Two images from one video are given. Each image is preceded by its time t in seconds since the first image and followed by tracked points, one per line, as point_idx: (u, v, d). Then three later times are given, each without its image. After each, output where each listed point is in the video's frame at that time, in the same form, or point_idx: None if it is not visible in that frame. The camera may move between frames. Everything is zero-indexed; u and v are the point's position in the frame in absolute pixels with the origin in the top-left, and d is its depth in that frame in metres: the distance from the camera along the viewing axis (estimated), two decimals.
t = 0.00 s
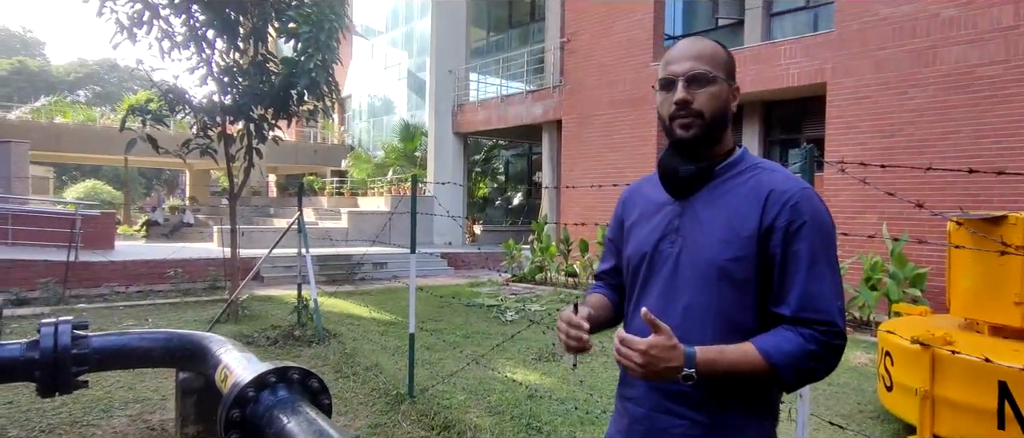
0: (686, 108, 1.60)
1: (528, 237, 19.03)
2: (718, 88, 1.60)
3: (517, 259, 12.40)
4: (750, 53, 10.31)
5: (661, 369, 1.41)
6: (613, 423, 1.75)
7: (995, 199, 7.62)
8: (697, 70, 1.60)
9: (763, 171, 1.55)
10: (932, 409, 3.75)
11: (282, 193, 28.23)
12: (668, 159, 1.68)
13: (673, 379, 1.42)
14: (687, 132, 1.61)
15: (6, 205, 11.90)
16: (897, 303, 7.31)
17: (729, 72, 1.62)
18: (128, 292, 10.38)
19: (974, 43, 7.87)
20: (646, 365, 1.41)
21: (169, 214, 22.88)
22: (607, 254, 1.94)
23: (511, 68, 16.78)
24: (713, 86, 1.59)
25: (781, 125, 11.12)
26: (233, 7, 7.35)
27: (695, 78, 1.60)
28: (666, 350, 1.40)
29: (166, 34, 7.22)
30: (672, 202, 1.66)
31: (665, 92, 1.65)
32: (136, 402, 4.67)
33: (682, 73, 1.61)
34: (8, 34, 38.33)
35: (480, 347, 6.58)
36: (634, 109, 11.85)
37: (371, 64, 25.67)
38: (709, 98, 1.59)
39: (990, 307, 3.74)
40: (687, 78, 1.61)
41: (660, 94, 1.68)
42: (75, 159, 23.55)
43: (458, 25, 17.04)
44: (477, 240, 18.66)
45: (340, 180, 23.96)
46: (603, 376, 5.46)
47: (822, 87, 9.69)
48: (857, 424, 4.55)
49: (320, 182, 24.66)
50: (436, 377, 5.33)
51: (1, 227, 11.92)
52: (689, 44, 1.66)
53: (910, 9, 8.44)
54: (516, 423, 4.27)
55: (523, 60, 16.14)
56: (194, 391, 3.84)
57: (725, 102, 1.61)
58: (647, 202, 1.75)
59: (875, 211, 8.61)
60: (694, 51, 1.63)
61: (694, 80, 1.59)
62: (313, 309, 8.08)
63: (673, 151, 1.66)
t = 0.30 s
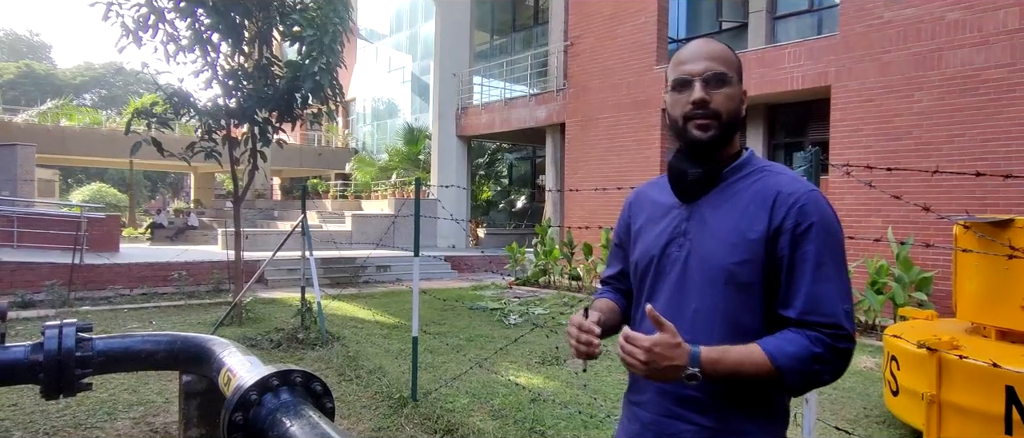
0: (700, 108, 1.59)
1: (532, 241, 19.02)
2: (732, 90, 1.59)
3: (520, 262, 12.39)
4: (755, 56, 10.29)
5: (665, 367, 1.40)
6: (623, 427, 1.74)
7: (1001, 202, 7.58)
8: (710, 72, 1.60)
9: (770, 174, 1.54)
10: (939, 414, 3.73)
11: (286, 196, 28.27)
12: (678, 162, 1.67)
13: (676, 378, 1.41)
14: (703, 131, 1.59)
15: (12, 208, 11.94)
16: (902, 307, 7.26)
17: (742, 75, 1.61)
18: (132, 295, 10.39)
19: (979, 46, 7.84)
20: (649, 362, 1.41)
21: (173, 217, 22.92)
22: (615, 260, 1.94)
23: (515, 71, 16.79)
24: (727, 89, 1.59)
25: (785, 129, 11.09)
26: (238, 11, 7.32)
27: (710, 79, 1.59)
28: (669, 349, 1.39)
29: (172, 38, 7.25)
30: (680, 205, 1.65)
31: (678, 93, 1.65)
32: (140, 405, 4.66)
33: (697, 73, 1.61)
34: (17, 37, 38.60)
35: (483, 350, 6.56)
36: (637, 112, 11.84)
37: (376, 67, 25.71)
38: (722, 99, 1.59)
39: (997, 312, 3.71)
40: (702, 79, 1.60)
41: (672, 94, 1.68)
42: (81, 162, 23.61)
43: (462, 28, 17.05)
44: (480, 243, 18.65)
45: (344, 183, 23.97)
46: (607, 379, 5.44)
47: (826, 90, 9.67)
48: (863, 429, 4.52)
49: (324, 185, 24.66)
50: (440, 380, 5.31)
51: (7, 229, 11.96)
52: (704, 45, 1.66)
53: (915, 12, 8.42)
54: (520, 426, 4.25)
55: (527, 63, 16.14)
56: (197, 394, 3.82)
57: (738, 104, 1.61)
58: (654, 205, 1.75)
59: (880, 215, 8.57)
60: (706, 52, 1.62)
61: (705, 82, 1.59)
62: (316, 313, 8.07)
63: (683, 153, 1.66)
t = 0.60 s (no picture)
0: (706, 114, 1.58)
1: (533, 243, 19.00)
2: (736, 95, 1.60)
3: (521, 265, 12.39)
4: (756, 59, 10.29)
5: (688, 385, 1.41)
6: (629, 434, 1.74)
7: (1003, 205, 7.57)
8: (715, 77, 1.59)
9: (778, 178, 1.55)
10: (942, 417, 3.72)
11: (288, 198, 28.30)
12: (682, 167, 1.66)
13: (698, 392, 1.42)
14: (708, 138, 1.60)
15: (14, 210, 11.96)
16: (904, 310, 7.25)
17: (744, 78, 1.62)
18: (133, 297, 10.40)
19: (981, 48, 7.83)
20: (672, 380, 1.42)
21: (174, 219, 22.93)
22: (612, 264, 1.92)
23: (516, 74, 16.79)
24: (732, 93, 1.59)
25: (786, 131, 11.09)
26: (239, 13, 7.32)
27: (714, 85, 1.59)
28: (690, 365, 1.40)
29: (173, 41, 7.25)
30: (686, 210, 1.64)
31: (681, 99, 1.64)
32: (140, 407, 4.66)
33: (702, 79, 1.60)
34: (20, 41, 38.72)
35: (484, 353, 6.55)
36: (638, 115, 11.84)
37: (377, 70, 25.73)
38: (728, 105, 1.59)
39: (999, 315, 3.71)
40: (706, 85, 1.60)
41: (674, 100, 1.67)
42: (83, 165, 23.65)
43: (463, 31, 17.06)
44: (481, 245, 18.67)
45: (345, 186, 23.98)
46: (608, 382, 5.43)
47: (828, 93, 9.67)
48: (864, 432, 4.51)
49: (325, 188, 24.64)
50: (440, 383, 5.31)
51: (9, 232, 11.98)
52: (704, 48, 1.66)
53: (917, 15, 8.42)
54: (520, 429, 4.25)
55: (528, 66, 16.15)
56: (198, 396, 3.82)
57: (742, 107, 1.61)
58: (657, 210, 1.74)
59: (882, 218, 8.57)
60: (709, 56, 1.62)
61: (711, 88, 1.59)
62: (318, 315, 8.06)
63: (688, 158, 1.65)
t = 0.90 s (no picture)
0: (707, 124, 1.58)
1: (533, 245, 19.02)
2: (737, 101, 1.59)
3: (521, 267, 12.39)
4: (756, 61, 10.29)
5: (695, 395, 1.40)
6: None
7: (1003, 208, 7.57)
8: (715, 84, 1.58)
9: (781, 183, 1.55)
10: (941, 421, 3.72)
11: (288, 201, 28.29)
12: (684, 173, 1.66)
13: (706, 404, 1.41)
14: (708, 146, 1.59)
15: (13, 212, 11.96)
16: (905, 313, 7.24)
17: (745, 82, 1.61)
18: (133, 300, 10.39)
19: (981, 51, 7.85)
20: (680, 392, 1.40)
21: (174, 221, 22.92)
22: (611, 268, 1.92)
23: (516, 77, 16.79)
24: (734, 99, 1.58)
25: (785, 134, 11.10)
26: (239, 16, 7.33)
27: (715, 92, 1.58)
28: (697, 377, 1.39)
29: (173, 43, 7.25)
30: (688, 216, 1.64)
31: (682, 106, 1.63)
32: (140, 409, 4.65)
33: (703, 86, 1.59)
34: (20, 43, 38.72)
35: (484, 355, 6.55)
36: (638, 118, 11.85)
37: (377, 72, 25.73)
38: (729, 112, 1.58)
39: (999, 318, 3.70)
40: (706, 93, 1.59)
41: (674, 106, 1.66)
42: (84, 167, 23.67)
43: (462, 33, 17.08)
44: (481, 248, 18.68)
45: (345, 188, 23.96)
46: (609, 385, 5.42)
47: (828, 95, 9.67)
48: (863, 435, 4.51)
49: (325, 190, 24.60)
50: (440, 385, 5.30)
51: (8, 234, 11.97)
52: (702, 53, 1.65)
53: (917, 17, 8.42)
54: (521, 432, 4.25)
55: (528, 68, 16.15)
56: (197, 398, 3.83)
57: (743, 112, 1.61)
58: (658, 215, 1.74)
59: (882, 221, 8.57)
60: (708, 62, 1.61)
61: (713, 97, 1.58)
62: (317, 318, 8.05)
63: (690, 165, 1.65)
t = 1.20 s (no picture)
0: (695, 136, 1.57)
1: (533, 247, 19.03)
2: (726, 111, 1.56)
3: (521, 269, 12.39)
4: (756, 63, 10.30)
5: (687, 402, 1.41)
6: None
7: (1003, 210, 7.57)
8: (701, 98, 1.56)
9: (782, 188, 1.55)
10: (942, 423, 3.72)
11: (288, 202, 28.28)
12: (681, 178, 1.66)
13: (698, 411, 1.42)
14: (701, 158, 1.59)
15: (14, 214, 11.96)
16: (905, 314, 7.24)
17: (736, 89, 1.58)
18: (133, 302, 10.38)
19: (981, 53, 7.85)
20: (671, 399, 1.41)
21: (174, 223, 22.92)
22: (613, 267, 1.92)
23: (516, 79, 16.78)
24: (723, 109, 1.56)
25: (785, 135, 11.11)
26: (240, 18, 7.33)
27: (702, 104, 1.56)
28: (691, 383, 1.40)
29: (174, 45, 7.26)
30: (688, 220, 1.65)
31: (672, 116, 1.62)
32: (140, 411, 4.65)
33: (687, 101, 1.58)
34: (20, 45, 38.73)
35: (484, 357, 6.56)
36: (638, 119, 11.85)
37: (377, 74, 25.73)
38: (716, 124, 1.57)
39: (1000, 320, 3.69)
40: (691, 107, 1.57)
41: (665, 118, 1.65)
42: (84, 169, 23.67)
43: (462, 34, 17.09)
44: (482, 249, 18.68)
45: (346, 190, 23.96)
46: (609, 387, 5.42)
47: (827, 97, 9.68)
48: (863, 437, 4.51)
49: (326, 192, 24.58)
50: (440, 387, 5.30)
51: (9, 235, 11.97)
52: (691, 61, 1.62)
53: (917, 19, 8.42)
54: (521, 434, 4.24)
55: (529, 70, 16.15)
56: (197, 400, 3.83)
57: (733, 121, 1.59)
58: (659, 218, 1.74)
59: (882, 223, 8.57)
60: (697, 71, 1.58)
61: (701, 110, 1.56)
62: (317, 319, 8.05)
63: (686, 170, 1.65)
